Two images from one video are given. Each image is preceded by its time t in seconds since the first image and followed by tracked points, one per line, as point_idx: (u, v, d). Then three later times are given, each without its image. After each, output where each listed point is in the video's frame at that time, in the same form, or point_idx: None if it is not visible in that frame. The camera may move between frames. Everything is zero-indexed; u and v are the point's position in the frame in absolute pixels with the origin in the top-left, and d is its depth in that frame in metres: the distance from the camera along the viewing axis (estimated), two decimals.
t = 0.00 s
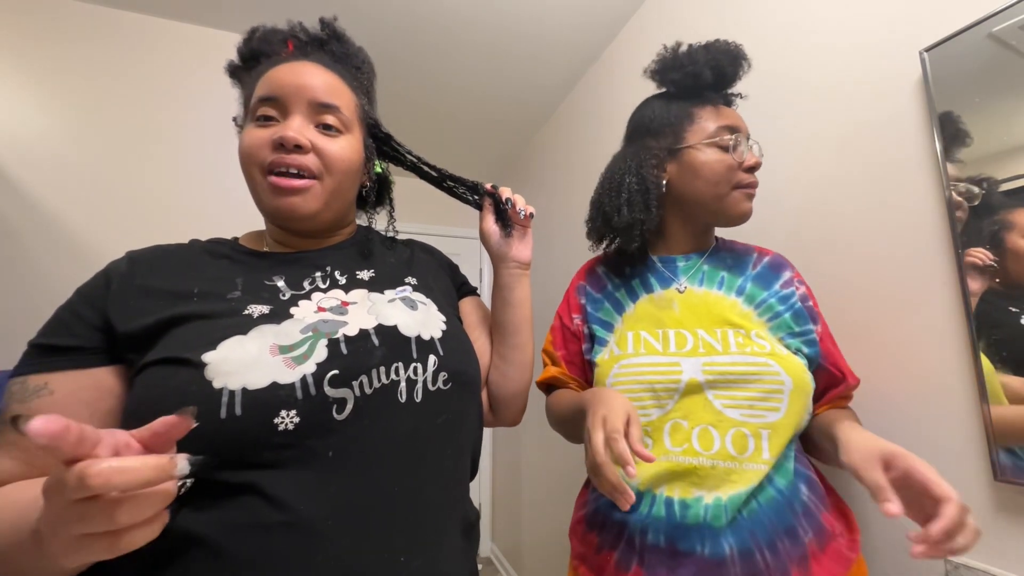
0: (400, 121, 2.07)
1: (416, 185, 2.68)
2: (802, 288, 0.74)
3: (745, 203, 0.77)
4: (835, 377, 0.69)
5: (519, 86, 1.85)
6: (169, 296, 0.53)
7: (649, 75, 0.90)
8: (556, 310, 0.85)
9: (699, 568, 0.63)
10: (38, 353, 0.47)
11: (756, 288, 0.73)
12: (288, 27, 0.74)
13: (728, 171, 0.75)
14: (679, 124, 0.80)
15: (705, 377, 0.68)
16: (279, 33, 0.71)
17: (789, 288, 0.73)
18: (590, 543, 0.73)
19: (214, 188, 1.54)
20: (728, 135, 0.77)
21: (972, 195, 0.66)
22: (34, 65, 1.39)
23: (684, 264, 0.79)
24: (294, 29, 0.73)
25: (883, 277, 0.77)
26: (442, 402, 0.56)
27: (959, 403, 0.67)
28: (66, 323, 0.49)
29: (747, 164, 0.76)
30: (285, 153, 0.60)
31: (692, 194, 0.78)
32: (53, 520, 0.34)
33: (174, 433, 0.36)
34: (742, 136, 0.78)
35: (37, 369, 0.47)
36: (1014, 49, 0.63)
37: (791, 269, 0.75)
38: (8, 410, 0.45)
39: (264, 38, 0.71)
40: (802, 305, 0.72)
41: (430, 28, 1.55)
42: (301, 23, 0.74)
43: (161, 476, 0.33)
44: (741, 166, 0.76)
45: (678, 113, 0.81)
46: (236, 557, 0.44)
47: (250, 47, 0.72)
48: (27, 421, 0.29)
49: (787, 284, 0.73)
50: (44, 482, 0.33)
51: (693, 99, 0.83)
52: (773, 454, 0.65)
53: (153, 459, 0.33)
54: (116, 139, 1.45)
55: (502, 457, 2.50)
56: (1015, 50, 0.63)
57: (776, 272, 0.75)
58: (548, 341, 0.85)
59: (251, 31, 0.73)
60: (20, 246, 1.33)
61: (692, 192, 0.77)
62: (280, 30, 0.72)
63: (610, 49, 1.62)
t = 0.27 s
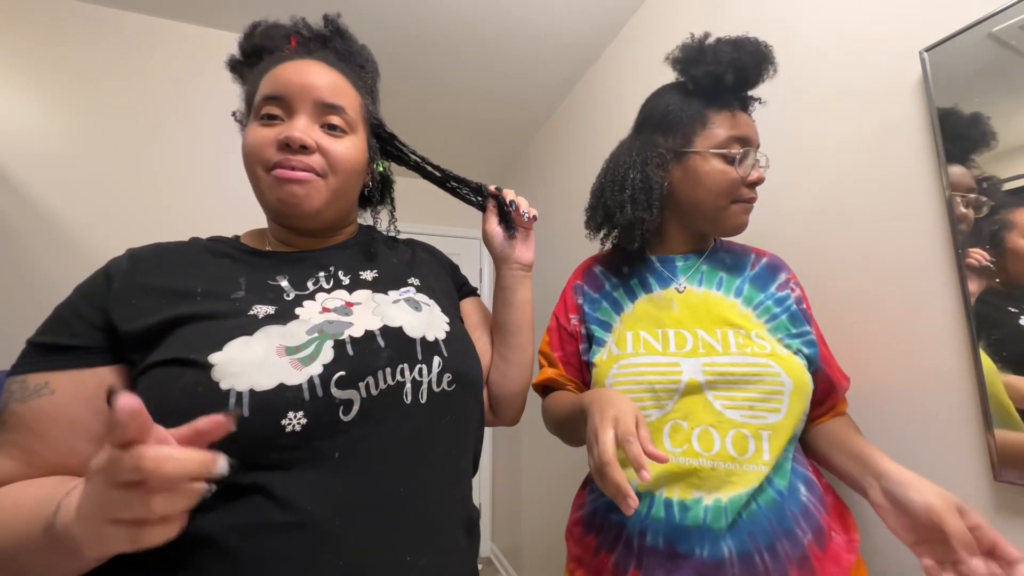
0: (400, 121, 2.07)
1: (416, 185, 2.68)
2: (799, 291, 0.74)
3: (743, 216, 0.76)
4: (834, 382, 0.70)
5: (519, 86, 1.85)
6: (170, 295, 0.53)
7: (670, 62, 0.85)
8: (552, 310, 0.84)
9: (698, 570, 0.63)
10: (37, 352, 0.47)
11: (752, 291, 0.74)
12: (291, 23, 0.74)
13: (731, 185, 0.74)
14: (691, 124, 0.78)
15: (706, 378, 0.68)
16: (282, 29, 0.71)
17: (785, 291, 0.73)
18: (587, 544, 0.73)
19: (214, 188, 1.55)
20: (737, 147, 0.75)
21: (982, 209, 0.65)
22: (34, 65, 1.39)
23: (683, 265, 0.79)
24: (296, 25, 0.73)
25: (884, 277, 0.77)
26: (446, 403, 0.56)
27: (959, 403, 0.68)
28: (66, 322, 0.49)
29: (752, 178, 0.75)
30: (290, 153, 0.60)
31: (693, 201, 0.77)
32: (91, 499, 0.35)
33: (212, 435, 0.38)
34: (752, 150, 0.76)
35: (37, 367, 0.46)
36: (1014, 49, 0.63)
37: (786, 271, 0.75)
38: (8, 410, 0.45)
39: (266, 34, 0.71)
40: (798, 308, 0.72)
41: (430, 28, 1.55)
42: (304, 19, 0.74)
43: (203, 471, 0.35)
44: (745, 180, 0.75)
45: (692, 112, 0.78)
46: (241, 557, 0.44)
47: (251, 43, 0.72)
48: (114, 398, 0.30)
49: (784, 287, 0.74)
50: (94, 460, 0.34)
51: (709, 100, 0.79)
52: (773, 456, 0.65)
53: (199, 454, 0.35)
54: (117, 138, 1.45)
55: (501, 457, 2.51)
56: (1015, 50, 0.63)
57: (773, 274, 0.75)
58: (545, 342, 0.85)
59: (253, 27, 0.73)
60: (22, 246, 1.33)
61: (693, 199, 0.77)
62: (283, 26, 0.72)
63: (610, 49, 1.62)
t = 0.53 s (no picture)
0: (400, 121, 2.07)
1: (416, 185, 2.68)
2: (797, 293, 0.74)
3: (738, 219, 0.77)
4: (831, 389, 0.70)
5: (519, 86, 1.85)
6: (175, 293, 0.53)
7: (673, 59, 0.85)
8: (551, 309, 0.84)
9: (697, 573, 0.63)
10: (42, 348, 0.47)
11: (751, 292, 0.74)
12: (296, 21, 0.74)
13: (729, 188, 0.75)
14: (691, 124, 0.78)
15: (702, 380, 0.69)
16: (287, 27, 0.71)
17: (784, 293, 0.73)
18: (587, 544, 0.73)
19: (214, 188, 1.55)
20: (736, 150, 0.75)
21: (986, 214, 0.64)
22: (35, 65, 1.39)
23: (680, 265, 0.80)
24: (301, 23, 0.73)
25: (884, 276, 0.77)
26: (450, 404, 0.56)
27: (959, 403, 0.68)
28: (69, 317, 0.49)
29: (750, 182, 0.75)
30: (295, 152, 0.60)
31: (691, 202, 0.77)
32: (103, 519, 0.36)
33: (225, 450, 0.39)
34: (754, 155, 0.76)
35: (41, 363, 0.47)
36: (1014, 49, 0.63)
37: (785, 273, 0.75)
38: (12, 405, 0.45)
39: (271, 31, 0.71)
40: (798, 312, 0.72)
41: (430, 28, 1.55)
42: (309, 17, 0.74)
43: (215, 490, 0.35)
44: (742, 183, 0.75)
45: (693, 112, 0.78)
46: (248, 554, 0.45)
47: (256, 40, 0.72)
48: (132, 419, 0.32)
49: (782, 289, 0.74)
50: (106, 477, 0.35)
51: (710, 101, 0.80)
52: (772, 459, 0.65)
53: (211, 473, 0.35)
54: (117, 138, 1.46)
55: (502, 457, 2.50)
56: (1014, 50, 0.63)
57: (772, 276, 0.75)
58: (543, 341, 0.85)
59: (258, 25, 0.73)
60: (23, 246, 1.33)
61: (691, 199, 0.77)
62: (289, 24, 0.72)
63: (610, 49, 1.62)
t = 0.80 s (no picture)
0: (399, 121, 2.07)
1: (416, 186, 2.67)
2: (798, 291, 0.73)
3: (719, 223, 0.76)
4: (824, 391, 0.68)
5: (519, 87, 1.85)
6: (179, 292, 0.53)
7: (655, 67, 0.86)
8: (552, 311, 0.85)
9: None
10: (45, 345, 0.47)
11: (745, 292, 0.74)
12: (304, 20, 0.74)
13: (703, 195, 0.74)
14: (667, 131, 0.78)
15: (695, 379, 0.70)
16: (295, 26, 0.72)
17: (782, 292, 0.72)
18: (585, 544, 0.73)
19: (214, 188, 1.55)
20: (710, 156, 0.74)
21: (982, 218, 0.65)
22: (35, 65, 1.39)
23: (674, 265, 0.80)
24: (310, 22, 0.73)
25: (886, 277, 0.77)
26: (451, 408, 0.56)
27: (960, 403, 0.68)
28: (73, 314, 0.49)
29: (727, 187, 0.74)
30: (299, 151, 0.60)
31: (670, 208, 0.78)
32: (105, 527, 0.35)
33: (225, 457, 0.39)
34: (731, 160, 0.75)
35: (45, 361, 0.46)
36: (1015, 49, 0.63)
37: (783, 272, 0.74)
38: (17, 403, 0.45)
39: (279, 30, 0.71)
40: (792, 308, 0.70)
41: (429, 27, 1.55)
42: (316, 17, 0.74)
43: (216, 499, 0.34)
44: (718, 190, 0.74)
45: (668, 120, 0.78)
46: (248, 556, 0.45)
47: (264, 39, 0.72)
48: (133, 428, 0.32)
49: (778, 288, 0.73)
50: (107, 485, 0.35)
51: (686, 107, 0.78)
52: (767, 458, 0.65)
53: (212, 481, 0.34)
54: (117, 138, 1.45)
55: (502, 458, 2.50)
56: (1015, 50, 0.63)
57: (768, 276, 0.74)
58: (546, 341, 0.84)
59: (266, 23, 0.73)
60: (23, 247, 1.33)
61: (670, 206, 0.78)
62: (296, 22, 0.72)
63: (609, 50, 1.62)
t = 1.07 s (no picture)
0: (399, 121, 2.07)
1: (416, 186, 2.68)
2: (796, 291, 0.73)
3: (715, 222, 0.76)
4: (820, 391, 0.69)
5: (519, 87, 1.85)
6: (180, 294, 0.53)
7: (656, 65, 0.86)
8: (553, 309, 0.84)
9: None
10: (48, 345, 0.47)
11: (748, 293, 0.73)
12: (309, 19, 0.74)
13: (698, 194, 0.74)
14: (664, 130, 0.78)
15: (699, 378, 0.70)
16: (300, 25, 0.71)
17: (782, 293, 0.72)
18: (584, 544, 0.73)
19: (215, 188, 1.55)
20: (705, 154, 0.74)
21: (984, 219, 0.65)
22: (34, 65, 1.39)
23: (676, 266, 0.79)
24: (314, 22, 0.73)
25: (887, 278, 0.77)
26: (450, 410, 0.56)
27: (961, 404, 0.68)
28: (76, 315, 0.49)
29: (722, 186, 0.74)
30: (303, 151, 0.60)
31: (666, 206, 0.78)
32: (92, 528, 0.35)
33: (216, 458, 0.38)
34: (727, 159, 0.75)
35: (47, 361, 0.47)
36: (1015, 49, 0.63)
37: (785, 273, 0.75)
38: (21, 402, 0.46)
39: (284, 30, 0.71)
40: (792, 309, 0.71)
41: (430, 28, 1.55)
42: (322, 16, 0.74)
43: (202, 501, 0.34)
44: (713, 188, 0.74)
45: (665, 119, 0.78)
46: (248, 558, 0.45)
47: (268, 38, 0.72)
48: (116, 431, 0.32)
49: (779, 289, 0.73)
50: (96, 485, 0.35)
51: (681, 105, 0.78)
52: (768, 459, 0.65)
53: (198, 483, 0.34)
54: (117, 138, 1.45)
55: (502, 458, 2.50)
56: (1015, 50, 0.63)
57: (770, 277, 0.74)
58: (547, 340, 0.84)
59: (271, 22, 0.73)
60: (23, 246, 1.33)
61: (667, 204, 0.78)
62: (301, 22, 0.72)
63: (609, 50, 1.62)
